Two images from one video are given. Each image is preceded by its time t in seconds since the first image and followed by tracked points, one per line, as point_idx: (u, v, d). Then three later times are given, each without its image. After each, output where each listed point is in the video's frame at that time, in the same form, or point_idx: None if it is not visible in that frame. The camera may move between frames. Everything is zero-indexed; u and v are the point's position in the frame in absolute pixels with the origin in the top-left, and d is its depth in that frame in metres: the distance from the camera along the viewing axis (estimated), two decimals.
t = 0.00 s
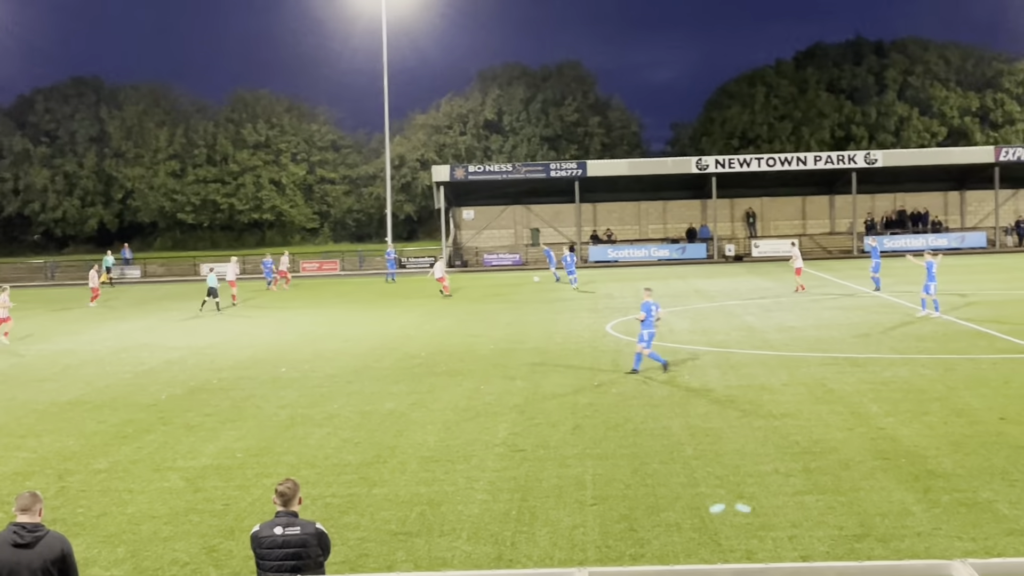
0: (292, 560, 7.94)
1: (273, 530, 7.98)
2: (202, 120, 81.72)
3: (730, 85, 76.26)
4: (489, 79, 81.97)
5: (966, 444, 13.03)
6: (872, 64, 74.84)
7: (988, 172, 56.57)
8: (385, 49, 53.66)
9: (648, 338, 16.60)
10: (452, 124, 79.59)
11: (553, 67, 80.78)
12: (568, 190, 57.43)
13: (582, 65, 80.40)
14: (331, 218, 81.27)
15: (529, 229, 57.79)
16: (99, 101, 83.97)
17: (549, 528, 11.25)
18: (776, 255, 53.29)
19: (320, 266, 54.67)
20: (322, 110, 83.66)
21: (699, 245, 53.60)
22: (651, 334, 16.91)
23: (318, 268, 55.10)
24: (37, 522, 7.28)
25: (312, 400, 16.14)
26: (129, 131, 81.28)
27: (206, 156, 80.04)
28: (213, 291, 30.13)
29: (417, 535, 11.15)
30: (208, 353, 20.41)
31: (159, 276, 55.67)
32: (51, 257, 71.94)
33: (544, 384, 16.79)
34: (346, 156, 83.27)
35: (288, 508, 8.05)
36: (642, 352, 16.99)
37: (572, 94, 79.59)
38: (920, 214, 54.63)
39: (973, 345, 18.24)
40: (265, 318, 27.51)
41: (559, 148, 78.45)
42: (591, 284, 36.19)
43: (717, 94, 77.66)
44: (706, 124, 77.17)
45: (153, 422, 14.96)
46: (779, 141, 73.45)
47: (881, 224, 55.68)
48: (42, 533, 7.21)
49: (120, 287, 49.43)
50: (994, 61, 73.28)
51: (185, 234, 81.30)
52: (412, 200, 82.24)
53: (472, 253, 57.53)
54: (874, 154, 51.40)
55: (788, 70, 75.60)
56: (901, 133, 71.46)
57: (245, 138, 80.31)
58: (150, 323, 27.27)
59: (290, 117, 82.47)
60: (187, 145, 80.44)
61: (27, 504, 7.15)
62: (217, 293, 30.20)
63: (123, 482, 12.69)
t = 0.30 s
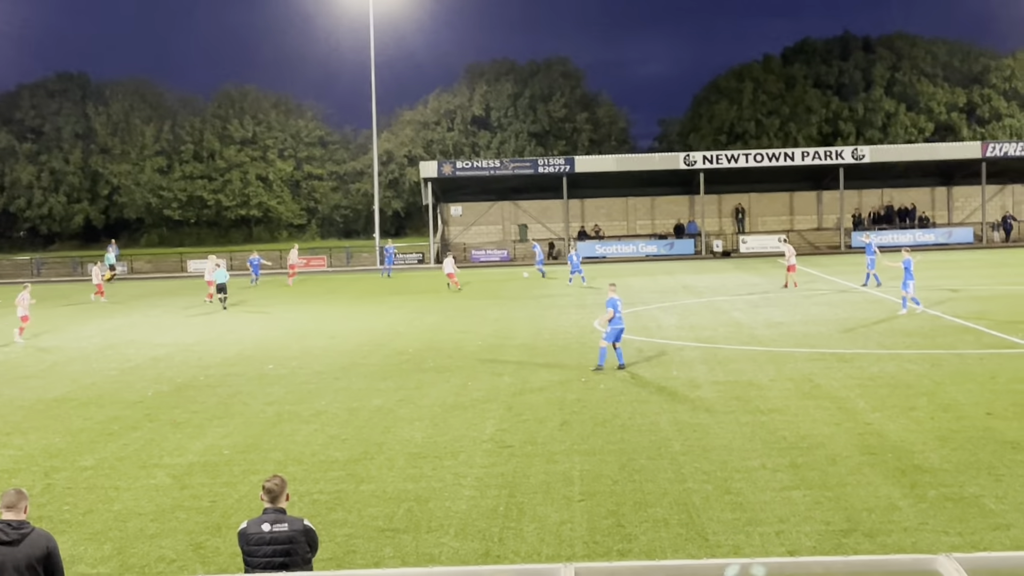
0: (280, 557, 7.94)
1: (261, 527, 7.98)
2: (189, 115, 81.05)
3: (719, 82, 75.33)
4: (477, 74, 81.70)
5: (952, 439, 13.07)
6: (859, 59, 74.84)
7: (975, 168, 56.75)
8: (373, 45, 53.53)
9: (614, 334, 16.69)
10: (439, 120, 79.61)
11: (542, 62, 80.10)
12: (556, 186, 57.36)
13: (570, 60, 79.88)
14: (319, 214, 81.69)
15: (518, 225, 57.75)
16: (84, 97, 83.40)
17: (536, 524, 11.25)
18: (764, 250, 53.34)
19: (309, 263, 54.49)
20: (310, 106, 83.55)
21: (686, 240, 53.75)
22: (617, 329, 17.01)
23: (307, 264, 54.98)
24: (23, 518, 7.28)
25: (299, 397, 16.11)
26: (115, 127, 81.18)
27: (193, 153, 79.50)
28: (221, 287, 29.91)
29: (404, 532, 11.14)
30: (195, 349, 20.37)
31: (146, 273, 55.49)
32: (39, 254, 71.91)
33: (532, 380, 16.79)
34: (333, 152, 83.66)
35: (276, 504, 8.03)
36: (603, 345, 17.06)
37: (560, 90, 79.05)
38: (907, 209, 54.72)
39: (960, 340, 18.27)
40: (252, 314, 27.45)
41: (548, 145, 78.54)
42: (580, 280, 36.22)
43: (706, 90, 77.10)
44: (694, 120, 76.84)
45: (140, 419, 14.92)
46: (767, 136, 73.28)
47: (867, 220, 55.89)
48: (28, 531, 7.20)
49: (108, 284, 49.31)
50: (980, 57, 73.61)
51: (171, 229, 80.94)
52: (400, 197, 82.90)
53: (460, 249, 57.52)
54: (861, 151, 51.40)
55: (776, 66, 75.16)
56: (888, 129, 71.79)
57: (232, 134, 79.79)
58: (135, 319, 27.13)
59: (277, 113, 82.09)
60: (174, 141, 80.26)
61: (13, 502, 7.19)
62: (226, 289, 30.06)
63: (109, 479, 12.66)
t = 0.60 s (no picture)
0: (278, 551, 7.95)
1: (259, 520, 8.00)
2: (185, 110, 81.01)
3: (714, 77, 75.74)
4: (473, 69, 81.23)
5: (948, 434, 13.10)
6: (855, 55, 74.39)
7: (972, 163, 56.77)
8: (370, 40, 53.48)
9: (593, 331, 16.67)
10: (436, 116, 79.75)
11: (538, 57, 79.81)
12: (553, 182, 57.37)
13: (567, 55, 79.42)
14: (315, 209, 81.55)
15: (514, 220, 57.67)
16: (81, 92, 83.06)
17: (533, 518, 11.28)
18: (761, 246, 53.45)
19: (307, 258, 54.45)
20: (306, 101, 84.51)
21: (683, 236, 54.17)
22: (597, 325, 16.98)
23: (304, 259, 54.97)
24: (20, 512, 7.39)
25: (296, 391, 16.13)
26: (112, 121, 80.84)
27: (190, 148, 79.22)
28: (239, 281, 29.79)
29: (401, 526, 11.18)
30: (192, 344, 20.38)
31: (143, 268, 55.45)
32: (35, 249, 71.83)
33: (528, 374, 16.82)
34: (330, 147, 83.88)
35: (275, 498, 8.05)
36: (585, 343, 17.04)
37: (556, 85, 78.95)
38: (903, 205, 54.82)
39: (955, 335, 18.31)
40: (248, 309, 27.46)
41: (544, 140, 78.24)
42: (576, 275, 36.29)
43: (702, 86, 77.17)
44: (691, 115, 77.45)
45: (137, 413, 14.93)
46: (763, 132, 73.11)
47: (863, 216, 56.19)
48: (25, 524, 7.29)
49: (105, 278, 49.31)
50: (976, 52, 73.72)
51: (168, 225, 80.87)
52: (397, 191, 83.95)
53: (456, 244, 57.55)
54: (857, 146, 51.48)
55: (772, 61, 75.35)
56: (884, 124, 71.75)
57: (229, 129, 79.92)
58: (131, 314, 27.12)
59: (274, 108, 83.18)
60: (171, 135, 79.68)
61: (10, 495, 7.30)
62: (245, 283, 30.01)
63: (106, 473, 12.67)
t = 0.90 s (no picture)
0: (286, 545, 7.96)
1: (267, 515, 8.01)
2: (192, 104, 81.36)
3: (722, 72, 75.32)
4: (480, 64, 81.80)
5: (954, 430, 13.11)
6: (863, 51, 74.16)
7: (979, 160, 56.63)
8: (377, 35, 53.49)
9: (592, 328, 16.52)
10: (443, 110, 80.40)
11: (544, 53, 79.98)
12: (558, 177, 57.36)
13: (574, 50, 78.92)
14: (322, 204, 81.03)
15: (520, 216, 57.66)
16: (89, 86, 83.43)
17: (539, 513, 11.29)
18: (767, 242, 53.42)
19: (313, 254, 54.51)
20: (313, 95, 83.03)
21: (689, 231, 54.23)
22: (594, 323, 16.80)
23: (310, 254, 54.84)
24: (29, 506, 7.50)
25: (302, 385, 16.15)
26: (119, 115, 80.93)
27: (197, 142, 79.61)
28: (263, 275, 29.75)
29: (408, 521, 11.19)
30: (198, 338, 20.43)
31: (149, 262, 55.53)
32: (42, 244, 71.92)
33: (535, 369, 16.84)
34: (337, 141, 82.98)
35: (283, 491, 8.07)
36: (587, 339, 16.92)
37: (563, 80, 78.57)
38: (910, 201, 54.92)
39: (962, 332, 18.29)
40: (254, 303, 27.47)
41: (550, 135, 78.04)
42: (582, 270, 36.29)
43: (708, 81, 77.00)
44: (697, 111, 76.19)
45: (144, 407, 14.96)
46: (770, 128, 73.02)
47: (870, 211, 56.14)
48: (33, 517, 7.39)
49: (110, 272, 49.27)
50: (983, 49, 73.43)
51: (175, 219, 81.11)
52: (403, 185, 82.31)
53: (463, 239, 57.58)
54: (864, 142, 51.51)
55: (778, 57, 75.06)
56: (891, 120, 71.75)
57: (236, 123, 80.01)
58: (139, 308, 27.16)
59: (280, 102, 82.16)
60: (178, 129, 80.22)
61: (20, 489, 7.42)
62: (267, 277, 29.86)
63: (114, 467, 12.71)
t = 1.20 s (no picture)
0: (302, 539, 7.97)
1: (283, 509, 8.02)
2: (208, 100, 81.20)
3: (738, 67, 76.50)
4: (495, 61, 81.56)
5: (971, 428, 13.05)
6: (880, 48, 74.50)
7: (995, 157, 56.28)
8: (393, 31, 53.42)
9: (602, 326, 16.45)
10: (458, 106, 79.72)
11: (560, 48, 80.09)
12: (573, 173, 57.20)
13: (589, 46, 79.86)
14: (337, 200, 82.13)
15: (536, 212, 57.50)
16: (105, 81, 83.11)
17: (554, 509, 11.28)
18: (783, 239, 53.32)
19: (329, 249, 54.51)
20: (328, 90, 83.88)
21: (705, 228, 53.86)
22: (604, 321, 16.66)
23: (325, 249, 54.83)
24: (47, 500, 7.51)
25: (317, 380, 16.17)
26: (136, 111, 80.31)
27: (214, 137, 79.50)
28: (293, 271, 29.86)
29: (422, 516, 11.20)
30: (214, 332, 20.49)
31: (165, 257, 55.69)
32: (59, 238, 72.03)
33: (549, 366, 16.81)
34: (353, 138, 83.87)
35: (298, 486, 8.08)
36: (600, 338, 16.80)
37: (579, 76, 79.17)
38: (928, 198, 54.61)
39: (979, 329, 18.20)
40: (269, 298, 27.53)
41: (566, 131, 78.21)
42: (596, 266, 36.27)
43: (726, 77, 78.14)
44: (713, 106, 77.55)
45: (160, 401, 15.00)
46: (786, 124, 73.90)
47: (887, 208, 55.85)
48: (51, 511, 7.44)
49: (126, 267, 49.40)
50: (1003, 45, 72.49)
51: (191, 214, 80.78)
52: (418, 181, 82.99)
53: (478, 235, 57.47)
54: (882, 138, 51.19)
55: (795, 53, 75.97)
56: (908, 116, 71.49)
57: (252, 119, 80.23)
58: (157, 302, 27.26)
59: (296, 98, 82.84)
60: (194, 125, 79.82)
61: (36, 482, 7.40)
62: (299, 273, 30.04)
63: (130, 461, 12.73)
